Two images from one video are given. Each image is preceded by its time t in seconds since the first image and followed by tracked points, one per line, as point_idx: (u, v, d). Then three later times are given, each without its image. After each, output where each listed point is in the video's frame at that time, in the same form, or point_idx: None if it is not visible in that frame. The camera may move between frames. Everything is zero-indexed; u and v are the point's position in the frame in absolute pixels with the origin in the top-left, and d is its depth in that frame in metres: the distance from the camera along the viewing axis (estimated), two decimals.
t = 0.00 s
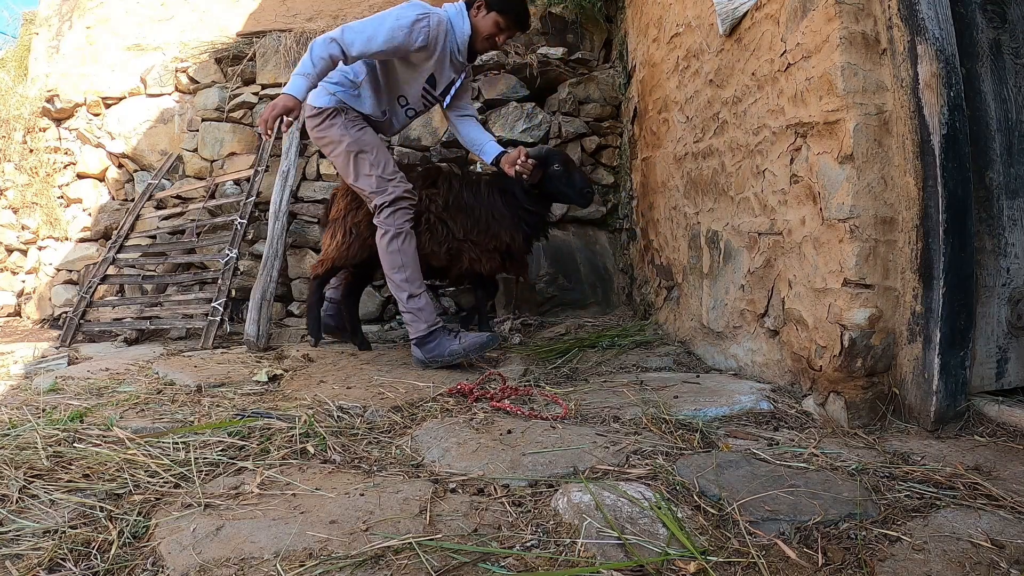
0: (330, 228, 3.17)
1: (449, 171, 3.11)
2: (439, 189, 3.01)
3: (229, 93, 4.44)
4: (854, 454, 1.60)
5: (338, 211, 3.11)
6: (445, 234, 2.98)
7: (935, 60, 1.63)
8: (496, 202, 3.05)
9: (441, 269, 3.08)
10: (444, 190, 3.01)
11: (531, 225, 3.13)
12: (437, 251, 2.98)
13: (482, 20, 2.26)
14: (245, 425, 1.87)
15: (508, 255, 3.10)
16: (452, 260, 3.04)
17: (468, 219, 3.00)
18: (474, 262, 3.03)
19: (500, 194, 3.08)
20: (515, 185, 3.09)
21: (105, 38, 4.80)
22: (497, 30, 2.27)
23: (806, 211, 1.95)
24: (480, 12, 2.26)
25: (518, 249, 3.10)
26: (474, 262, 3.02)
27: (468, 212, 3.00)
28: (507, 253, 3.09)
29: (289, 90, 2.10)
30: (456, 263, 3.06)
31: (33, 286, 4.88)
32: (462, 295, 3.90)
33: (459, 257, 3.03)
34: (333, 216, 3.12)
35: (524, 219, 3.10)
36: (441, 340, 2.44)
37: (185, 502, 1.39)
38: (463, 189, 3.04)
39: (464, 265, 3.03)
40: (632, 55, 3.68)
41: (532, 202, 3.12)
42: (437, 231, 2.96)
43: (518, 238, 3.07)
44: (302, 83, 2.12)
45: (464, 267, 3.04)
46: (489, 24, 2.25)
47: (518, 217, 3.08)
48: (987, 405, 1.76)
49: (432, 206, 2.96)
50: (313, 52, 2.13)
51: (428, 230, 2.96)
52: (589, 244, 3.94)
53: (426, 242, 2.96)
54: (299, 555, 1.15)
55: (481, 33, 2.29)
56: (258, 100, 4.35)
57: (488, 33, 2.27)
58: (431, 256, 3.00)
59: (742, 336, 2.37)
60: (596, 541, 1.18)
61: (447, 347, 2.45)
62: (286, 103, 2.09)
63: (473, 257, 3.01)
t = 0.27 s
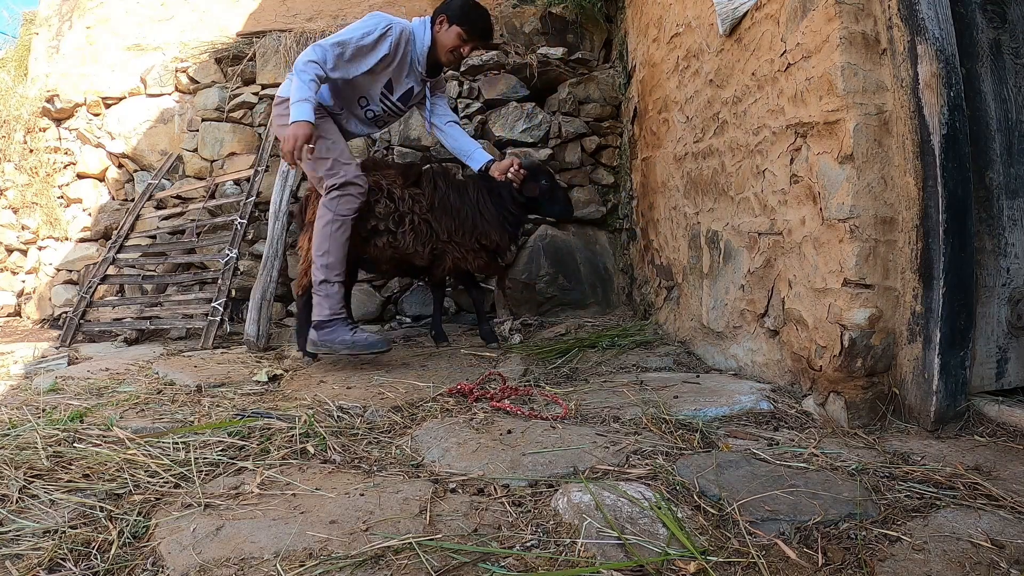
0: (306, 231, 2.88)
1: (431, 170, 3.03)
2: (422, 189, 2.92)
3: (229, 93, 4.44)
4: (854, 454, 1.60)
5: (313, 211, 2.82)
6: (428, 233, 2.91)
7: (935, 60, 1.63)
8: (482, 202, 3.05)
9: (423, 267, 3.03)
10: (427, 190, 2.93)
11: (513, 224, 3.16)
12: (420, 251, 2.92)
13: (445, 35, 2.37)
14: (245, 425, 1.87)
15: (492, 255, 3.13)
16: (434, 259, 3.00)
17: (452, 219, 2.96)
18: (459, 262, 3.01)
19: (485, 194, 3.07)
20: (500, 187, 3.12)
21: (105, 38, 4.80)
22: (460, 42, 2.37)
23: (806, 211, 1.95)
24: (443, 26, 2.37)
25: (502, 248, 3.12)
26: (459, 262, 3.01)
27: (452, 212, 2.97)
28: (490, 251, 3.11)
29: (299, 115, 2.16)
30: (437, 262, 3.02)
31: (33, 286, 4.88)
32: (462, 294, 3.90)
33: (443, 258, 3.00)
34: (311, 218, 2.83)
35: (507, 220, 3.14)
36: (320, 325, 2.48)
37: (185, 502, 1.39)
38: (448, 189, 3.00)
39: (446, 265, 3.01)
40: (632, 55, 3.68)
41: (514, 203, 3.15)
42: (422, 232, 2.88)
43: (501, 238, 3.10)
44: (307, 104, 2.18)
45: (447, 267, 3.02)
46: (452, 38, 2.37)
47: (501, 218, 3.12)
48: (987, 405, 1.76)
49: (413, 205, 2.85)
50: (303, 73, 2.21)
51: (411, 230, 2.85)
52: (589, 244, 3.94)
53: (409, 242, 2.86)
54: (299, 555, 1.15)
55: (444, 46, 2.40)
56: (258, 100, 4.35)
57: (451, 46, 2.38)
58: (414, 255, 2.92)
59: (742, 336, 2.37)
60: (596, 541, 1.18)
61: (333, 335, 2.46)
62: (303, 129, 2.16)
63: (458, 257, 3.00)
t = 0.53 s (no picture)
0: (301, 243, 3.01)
1: (419, 182, 3.00)
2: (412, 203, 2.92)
3: (229, 93, 4.44)
4: (854, 454, 1.60)
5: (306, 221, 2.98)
6: (418, 246, 2.92)
7: (935, 60, 1.63)
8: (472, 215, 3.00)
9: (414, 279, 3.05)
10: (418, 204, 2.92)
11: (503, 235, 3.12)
12: (411, 264, 2.95)
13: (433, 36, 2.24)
14: (245, 425, 1.87)
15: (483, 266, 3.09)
16: (425, 270, 3.02)
17: (442, 231, 2.93)
18: (448, 276, 3.01)
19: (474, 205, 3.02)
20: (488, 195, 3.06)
21: (105, 38, 4.80)
22: (450, 45, 2.24)
23: (806, 211, 1.95)
24: (431, 27, 2.23)
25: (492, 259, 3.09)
26: (447, 276, 3.00)
27: (442, 224, 2.94)
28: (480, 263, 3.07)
29: (360, 175, 2.15)
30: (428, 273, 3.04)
31: (34, 286, 4.88)
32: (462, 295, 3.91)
33: (432, 271, 3.01)
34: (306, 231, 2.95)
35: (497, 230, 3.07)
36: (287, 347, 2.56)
37: (185, 501, 1.39)
38: (435, 201, 2.95)
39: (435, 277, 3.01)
40: (632, 56, 3.68)
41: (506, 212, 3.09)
42: (414, 247, 2.91)
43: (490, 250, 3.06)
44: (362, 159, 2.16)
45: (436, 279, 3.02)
46: (441, 40, 2.23)
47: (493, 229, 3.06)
48: (987, 405, 1.76)
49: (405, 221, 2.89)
50: (340, 127, 2.09)
51: (405, 246, 2.91)
52: (589, 244, 3.94)
53: (402, 258, 2.92)
54: (299, 555, 1.15)
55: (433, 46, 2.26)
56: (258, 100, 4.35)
57: (440, 48, 2.25)
58: (405, 268, 2.97)
59: (742, 336, 2.37)
60: (596, 541, 1.18)
61: (295, 362, 2.54)
62: (385, 186, 2.18)
63: (446, 271, 2.99)
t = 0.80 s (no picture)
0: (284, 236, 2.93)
1: (404, 184, 3.06)
2: (399, 201, 2.97)
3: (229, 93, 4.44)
4: (854, 454, 1.60)
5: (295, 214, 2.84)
6: (405, 245, 2.95)
7: (935, 60, 1.63)
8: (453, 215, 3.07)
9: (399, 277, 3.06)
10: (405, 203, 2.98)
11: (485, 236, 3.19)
12: (398, 261, 2.96)
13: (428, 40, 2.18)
14: (245, 425, 1.87)
15: (465, 266, 3.15)
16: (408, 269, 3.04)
17: (426, 232, 3.00)
18: (431, 275, 3.04)
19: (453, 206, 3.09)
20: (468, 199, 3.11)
21: (105, 38, 4.80)
22: (445, 51, 2.20)
23: (806, 211, 1.95)
24: (428, 31, 2.16)
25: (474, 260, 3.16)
26: (432, 275, 3.04)
27: (426, 226, 3.01)
28: (462, 262, 3.14)
29: (289, 186, 2.09)
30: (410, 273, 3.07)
31: (33, 286, 4.88)
32: (462, 295, 3.92)
33: (416, 270, 3.04)
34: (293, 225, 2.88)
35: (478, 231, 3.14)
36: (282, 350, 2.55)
37: (185, 501, 1.39)
38: (418, 202, 3.02)
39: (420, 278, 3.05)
40: (632, 55, 3.68)
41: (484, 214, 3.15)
42: (401, 243, 2.94)
43: (472, 250, 3.13)
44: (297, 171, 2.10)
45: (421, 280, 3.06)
46: (438, 45, 2.18)
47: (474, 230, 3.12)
48: (987, 405, 1.76)
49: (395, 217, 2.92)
50: (281, 132, 2.03)
51: (393, 242, 2.92)
52: (589, 244, 3.94)
53: (390, 252, 2.92)
54: (299, 555, 1.15)
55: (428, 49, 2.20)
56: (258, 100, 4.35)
57: (436, 52, 2.20)
58: (391, 265, 2.97)
59: (742, 336, 2.37)
60: (596, 541, 1.18)
61: (294, 363, 2.54)
62: (304, 207, 2.11)
63: (431, 270, 3.03)
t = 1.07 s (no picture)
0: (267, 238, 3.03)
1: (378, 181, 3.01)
2: (372, 201, 2.94)
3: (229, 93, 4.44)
4: (854, 454, 1.60)
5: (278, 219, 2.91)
6: (380, 244, 2.95)
7: (935, 60, 1.63)
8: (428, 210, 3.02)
9: (379, 275, 3.09)
10: (377, 202, 2.94)
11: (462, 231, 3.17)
12: (376, 260, 2.98)
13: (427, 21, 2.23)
14: (245, 425, 1.87)
15: (445, 263, 3.14)
16: (387, 268, 3.06)
17: (400, 230, 2.95)
18: (408, 275, 3.06)
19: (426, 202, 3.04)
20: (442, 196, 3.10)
21: (105, 38, 4.79)
22: (445, 32, 2.26)
23: (806, 211, 1.95)
24: (426, 14, 2.22)
25: (453, 256, 3.14)
26: (409, 274, 3.05)
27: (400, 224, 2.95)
28: (438, 260, 3.10)
29: (308, 165, 2.09)
30: (390, 270, 3.09)
31: (33, 286, 4.88)
32: (462, 295, 3.92)
33: (394, 268, 3.05)
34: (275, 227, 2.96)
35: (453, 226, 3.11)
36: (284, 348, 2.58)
37: (185, 502, 1.39)
38: (391, 198, 2.97)
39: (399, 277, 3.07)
40: (632, 55, 3.68)
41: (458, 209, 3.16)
42: (377, 243, 2.94)
43: (448, 246, 3.09)
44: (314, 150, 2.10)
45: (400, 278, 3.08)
46: (438, 28, 2.25)
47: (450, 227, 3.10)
48: (987, 405, 1.76)
49: (369, 217, 2.91)
50: (294, 112, 2.03)
51: (370, 242, 2.93)
52: (589, 244, 3.94)
53: (368, 253, 2.95)
54: (299, 555, 1.15)
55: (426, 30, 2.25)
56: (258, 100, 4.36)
57: (434, 34, 2.25)
58: (370, 265, 3.00)
59: (742, 336, 2.37)
60: (596, 541, 1.18)
61: (294, 362, 2.55)
62: (330, 181, 2.12)
63: (408, 269, 3.03)
